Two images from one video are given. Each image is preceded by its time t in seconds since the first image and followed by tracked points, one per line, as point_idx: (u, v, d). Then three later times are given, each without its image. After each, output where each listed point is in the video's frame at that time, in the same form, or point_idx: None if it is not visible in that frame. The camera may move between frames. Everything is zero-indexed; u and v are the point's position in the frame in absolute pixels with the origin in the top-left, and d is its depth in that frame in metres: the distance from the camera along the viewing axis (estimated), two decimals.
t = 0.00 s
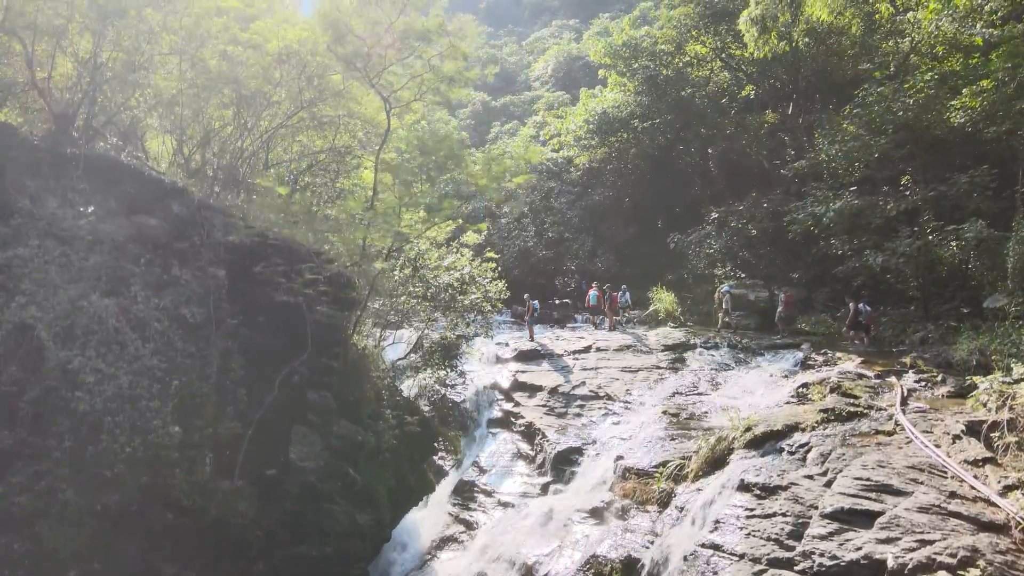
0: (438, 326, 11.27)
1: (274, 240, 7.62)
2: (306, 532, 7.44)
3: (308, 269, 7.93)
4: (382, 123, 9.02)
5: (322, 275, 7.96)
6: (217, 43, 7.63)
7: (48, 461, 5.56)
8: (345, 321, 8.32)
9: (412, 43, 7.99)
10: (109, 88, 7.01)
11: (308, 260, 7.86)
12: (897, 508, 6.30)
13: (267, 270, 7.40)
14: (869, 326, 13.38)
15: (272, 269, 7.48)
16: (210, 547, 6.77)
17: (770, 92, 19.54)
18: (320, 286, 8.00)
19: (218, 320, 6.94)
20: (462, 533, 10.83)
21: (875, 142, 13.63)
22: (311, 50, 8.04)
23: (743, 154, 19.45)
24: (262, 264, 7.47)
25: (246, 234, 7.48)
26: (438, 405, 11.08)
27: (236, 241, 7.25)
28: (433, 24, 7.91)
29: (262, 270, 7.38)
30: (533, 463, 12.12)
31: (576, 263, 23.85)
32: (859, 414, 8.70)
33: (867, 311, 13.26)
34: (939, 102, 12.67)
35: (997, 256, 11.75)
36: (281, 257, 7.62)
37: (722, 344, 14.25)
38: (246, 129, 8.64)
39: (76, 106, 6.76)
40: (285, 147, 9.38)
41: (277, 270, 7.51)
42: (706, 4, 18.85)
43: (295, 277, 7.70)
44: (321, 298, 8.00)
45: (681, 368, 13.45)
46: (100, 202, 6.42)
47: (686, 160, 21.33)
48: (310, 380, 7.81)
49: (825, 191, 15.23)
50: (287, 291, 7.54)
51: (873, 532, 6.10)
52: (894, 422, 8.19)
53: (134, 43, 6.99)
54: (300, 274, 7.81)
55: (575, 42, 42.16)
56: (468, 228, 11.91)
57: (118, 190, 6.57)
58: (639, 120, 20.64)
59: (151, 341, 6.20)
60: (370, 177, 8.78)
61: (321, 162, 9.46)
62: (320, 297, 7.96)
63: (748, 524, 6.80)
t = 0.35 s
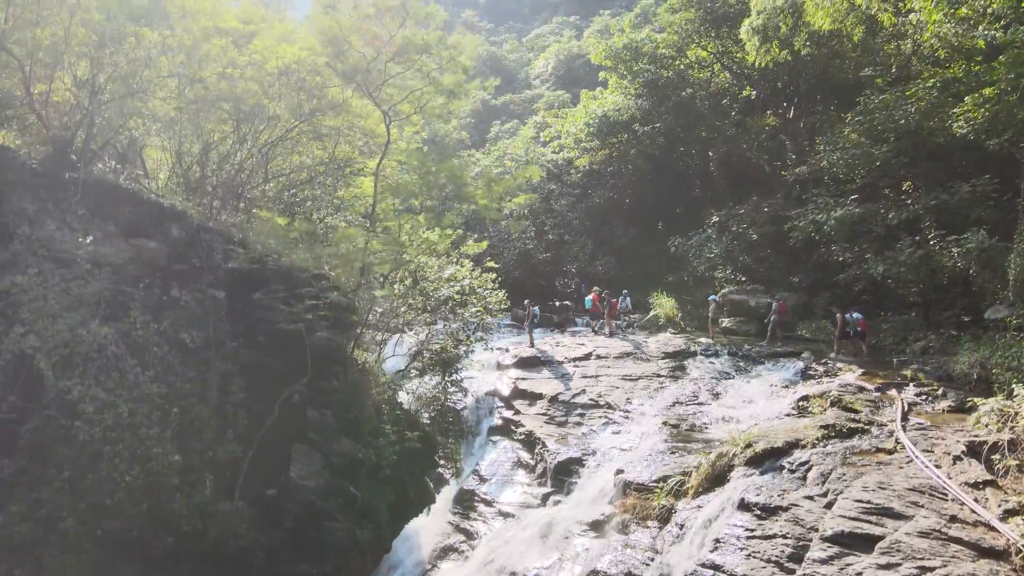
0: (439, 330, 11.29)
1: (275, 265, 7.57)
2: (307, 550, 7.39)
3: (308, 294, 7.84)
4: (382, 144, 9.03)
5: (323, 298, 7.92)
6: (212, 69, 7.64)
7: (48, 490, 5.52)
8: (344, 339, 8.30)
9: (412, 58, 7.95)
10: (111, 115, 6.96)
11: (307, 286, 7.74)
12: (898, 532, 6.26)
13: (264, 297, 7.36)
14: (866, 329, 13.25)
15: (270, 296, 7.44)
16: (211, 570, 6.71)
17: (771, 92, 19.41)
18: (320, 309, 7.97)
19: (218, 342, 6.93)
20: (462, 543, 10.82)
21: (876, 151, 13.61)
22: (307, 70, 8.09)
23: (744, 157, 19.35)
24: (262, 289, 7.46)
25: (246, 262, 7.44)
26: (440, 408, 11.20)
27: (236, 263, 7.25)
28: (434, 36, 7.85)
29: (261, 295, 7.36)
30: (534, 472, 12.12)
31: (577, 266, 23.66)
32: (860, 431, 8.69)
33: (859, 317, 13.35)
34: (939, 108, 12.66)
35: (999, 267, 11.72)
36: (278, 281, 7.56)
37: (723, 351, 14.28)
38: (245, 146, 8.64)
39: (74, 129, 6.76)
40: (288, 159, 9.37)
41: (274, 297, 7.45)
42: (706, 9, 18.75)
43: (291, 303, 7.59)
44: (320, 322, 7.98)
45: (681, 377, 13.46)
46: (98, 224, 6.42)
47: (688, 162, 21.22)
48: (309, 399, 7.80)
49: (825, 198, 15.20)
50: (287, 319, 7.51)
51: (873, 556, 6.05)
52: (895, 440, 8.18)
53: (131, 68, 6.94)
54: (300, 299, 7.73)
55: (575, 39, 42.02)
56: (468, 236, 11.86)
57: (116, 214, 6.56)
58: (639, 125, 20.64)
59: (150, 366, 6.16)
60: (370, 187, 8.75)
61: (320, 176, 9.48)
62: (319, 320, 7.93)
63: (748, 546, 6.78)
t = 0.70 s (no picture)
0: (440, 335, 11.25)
1: (275, 286, 7.46)
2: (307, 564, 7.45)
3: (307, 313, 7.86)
4: (381, 153, 9.03)
5: (323, 319, 7.90)
6: (212, 91, 7.46)
7: (47, 513, 5.43)
8: (344, 353, 8.30)
9: (411, 69, 7.96)
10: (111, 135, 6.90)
11: (307, 305, 7.75)
12: (897, 551, 6.23)
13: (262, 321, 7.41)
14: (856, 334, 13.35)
15: (273, 318, 7.49)
16: None
17: (772, 92, 19.31)
18: (320, 329, 8.00)
19: (217, 359, 6.92)
20: (463, 550, 10.84)
21: (878, 157, 13.57)
22: (307, 84, 7.97)
23: (745, 158, 19.20)
24: (262, 311, 7.51)
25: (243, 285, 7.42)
26: (437, 414, 11.31)
27: (235, 282, 7.24)
28: (432, 46, 7.90)
29: (260, 318, 7.42)
30: (534, 478, 12.14)
31: (577, 266, 23.76)
32: (861, 442, 8.70)
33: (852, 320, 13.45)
34: (944, 111, 12.51)
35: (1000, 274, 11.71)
36: (278, 303, 7.57)
37: (723, 356, 14.33)
38: (244, 165, 8.59)
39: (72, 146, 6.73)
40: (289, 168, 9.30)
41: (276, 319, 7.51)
42: (708, 11, 18.43)
43: (294, 322, 7.64)
44: (320, 342, 7.99)
45: (681, 382, 13.47)
46: (97, 244, 6.42)
47: (688, 161, 21.04)
48: (309, 413, 7.82)
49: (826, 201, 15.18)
50: (286, 341, 7.57)
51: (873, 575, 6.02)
52: (895, 453, 8.19)
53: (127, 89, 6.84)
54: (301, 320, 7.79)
55: (576, 34, 41.69)
56: (467, 242, 11.82)
57: (115, 232, 6.57)
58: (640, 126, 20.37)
59: (150, 388, 6.11)
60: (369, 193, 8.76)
61: (319, 185, 9.38)
62: (319, 340, 7.94)
63: (748, 562, 6.78)
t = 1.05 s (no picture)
0: (441, 344, 11.00)
1: (275, 310, 7.46)
2: None
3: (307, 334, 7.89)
4: (381, 161, 9.03)
5: (324, 343, 7.79)
6: (213, 111, 7.54)
7: (48, 539, 5.41)
8: (343, 368, 8.31)
9: (411, 80, 8.10)
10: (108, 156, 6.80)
11: (307, 328, 7.73)
12: (895, 570, 6.23)
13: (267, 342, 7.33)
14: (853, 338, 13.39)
15: (274, 340, 7.49)
16: None
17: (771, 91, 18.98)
18: (320, 352, 7.86)
19: (217, 379, 6.92)
20: (464, 556, 10.88)
21: (881, 161, 13.46)
22: (306, 99, 7.96)
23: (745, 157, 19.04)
24: (261, 334, 7.49)
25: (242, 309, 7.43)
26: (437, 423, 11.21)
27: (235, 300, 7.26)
28: (432, 55, 8.00)
29: (260, 342, 7.35)
30: (534, 484, 12.17)
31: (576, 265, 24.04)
32: (860, 455, 8.72)
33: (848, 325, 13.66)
34: (942, 118, 12.55)
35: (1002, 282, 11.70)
36: (279, 326, 7.56)
37: (722, 360, 14.36)
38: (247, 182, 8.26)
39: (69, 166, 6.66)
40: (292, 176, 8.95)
41: (277, 342, 7.44)
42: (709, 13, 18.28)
43: (298, 344, 7.65)
44: (320, 364, 7.94)
45: (681, 387, 13.50)
46: (97, 264, 6.41)
47: (688, 159, 20.90)
48: (308, 428, 7.83)
49: (827, 205, 15.13)
50: (287, 364, 7.59)
51: None
52: (894, 466, 8.20)
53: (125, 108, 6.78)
54: (301, 342, 7.76)
55: (577, 28, 41.34)
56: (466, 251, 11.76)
57: (114, 253, 6.56)
58: (643, 127, 20.25)
59: (150, 411, 6.10)
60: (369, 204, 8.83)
61: (319, 194, 8.96)
62: (319, 362, 7.87)
63: None
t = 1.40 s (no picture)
0: (441, 346, 10.92)
1: (274, 327, 7.23)
2: None
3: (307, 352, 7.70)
4: (381, 165, 8.84)
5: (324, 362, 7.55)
6: (211, 125, 7.72)
7: (51, 558, 5.44)
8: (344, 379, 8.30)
9: (410, 88, 8.05)
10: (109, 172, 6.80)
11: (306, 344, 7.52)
12: None
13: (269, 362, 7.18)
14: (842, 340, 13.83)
15: (273, 358, 7.38)
16: None
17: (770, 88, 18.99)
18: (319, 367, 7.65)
19: (218, 393, 6.94)
20: (465, 558, 10.98)
21: (881, 163, 13.43)
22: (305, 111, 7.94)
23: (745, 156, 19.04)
24: (262, 352, 7.40)
25: (243, 328, 7.39)
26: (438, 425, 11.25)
27: (236, 313, 7.29)
28: (430, 63, 8.04)
29: (260, 359, 7.24)
30: (534, 486, 12.24)
31: (576, 263, 23.58)
32: (859, 463, 8.75)
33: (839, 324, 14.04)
34: (941, 122, 12.50)
35: (1002, 285, 11.69)
36: (278, 344, 7.44)
37: (722, 361, 14.42)
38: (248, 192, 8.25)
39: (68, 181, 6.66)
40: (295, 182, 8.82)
41: (277, 360, 7.28)
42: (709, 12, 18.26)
43: (299, 362, 7.50)
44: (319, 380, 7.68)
45: (681, 389, 13.54)
46: (97, 280, 6.42)
47: (689, 157, 20.93)
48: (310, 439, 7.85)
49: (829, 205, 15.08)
50: (287, 382, 7.48)
51: None
52: (892, 476, 8.23)
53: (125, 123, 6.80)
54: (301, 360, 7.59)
55: (577, 19, 41.00)
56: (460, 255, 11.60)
57: (114, 270, 6.58)
58: (642, 124, 20.14)
59: (152, 429, 6.14)
60: (368, 210, 8.77)
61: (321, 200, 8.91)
62: (319, 379, 7.67)
63: None
